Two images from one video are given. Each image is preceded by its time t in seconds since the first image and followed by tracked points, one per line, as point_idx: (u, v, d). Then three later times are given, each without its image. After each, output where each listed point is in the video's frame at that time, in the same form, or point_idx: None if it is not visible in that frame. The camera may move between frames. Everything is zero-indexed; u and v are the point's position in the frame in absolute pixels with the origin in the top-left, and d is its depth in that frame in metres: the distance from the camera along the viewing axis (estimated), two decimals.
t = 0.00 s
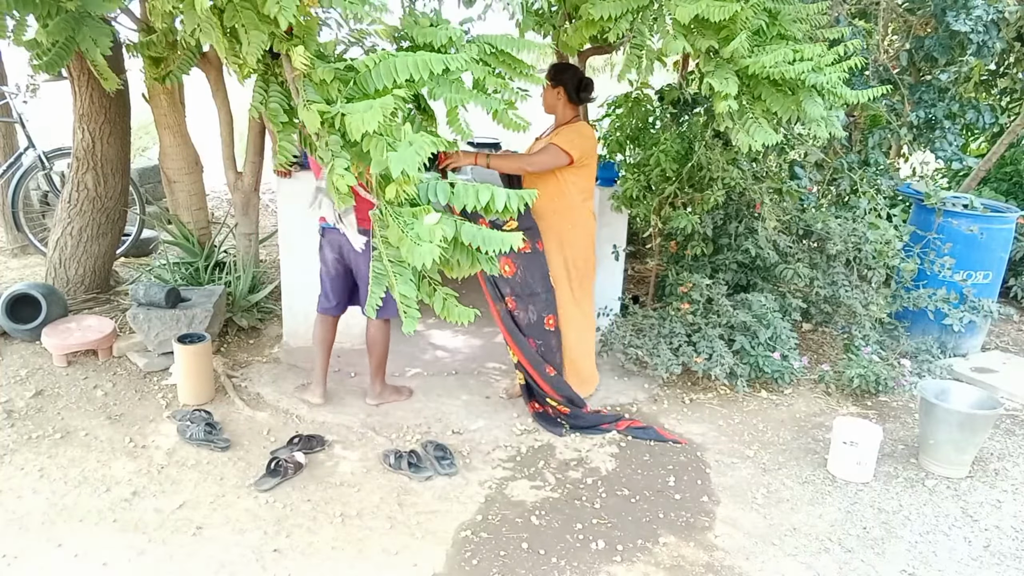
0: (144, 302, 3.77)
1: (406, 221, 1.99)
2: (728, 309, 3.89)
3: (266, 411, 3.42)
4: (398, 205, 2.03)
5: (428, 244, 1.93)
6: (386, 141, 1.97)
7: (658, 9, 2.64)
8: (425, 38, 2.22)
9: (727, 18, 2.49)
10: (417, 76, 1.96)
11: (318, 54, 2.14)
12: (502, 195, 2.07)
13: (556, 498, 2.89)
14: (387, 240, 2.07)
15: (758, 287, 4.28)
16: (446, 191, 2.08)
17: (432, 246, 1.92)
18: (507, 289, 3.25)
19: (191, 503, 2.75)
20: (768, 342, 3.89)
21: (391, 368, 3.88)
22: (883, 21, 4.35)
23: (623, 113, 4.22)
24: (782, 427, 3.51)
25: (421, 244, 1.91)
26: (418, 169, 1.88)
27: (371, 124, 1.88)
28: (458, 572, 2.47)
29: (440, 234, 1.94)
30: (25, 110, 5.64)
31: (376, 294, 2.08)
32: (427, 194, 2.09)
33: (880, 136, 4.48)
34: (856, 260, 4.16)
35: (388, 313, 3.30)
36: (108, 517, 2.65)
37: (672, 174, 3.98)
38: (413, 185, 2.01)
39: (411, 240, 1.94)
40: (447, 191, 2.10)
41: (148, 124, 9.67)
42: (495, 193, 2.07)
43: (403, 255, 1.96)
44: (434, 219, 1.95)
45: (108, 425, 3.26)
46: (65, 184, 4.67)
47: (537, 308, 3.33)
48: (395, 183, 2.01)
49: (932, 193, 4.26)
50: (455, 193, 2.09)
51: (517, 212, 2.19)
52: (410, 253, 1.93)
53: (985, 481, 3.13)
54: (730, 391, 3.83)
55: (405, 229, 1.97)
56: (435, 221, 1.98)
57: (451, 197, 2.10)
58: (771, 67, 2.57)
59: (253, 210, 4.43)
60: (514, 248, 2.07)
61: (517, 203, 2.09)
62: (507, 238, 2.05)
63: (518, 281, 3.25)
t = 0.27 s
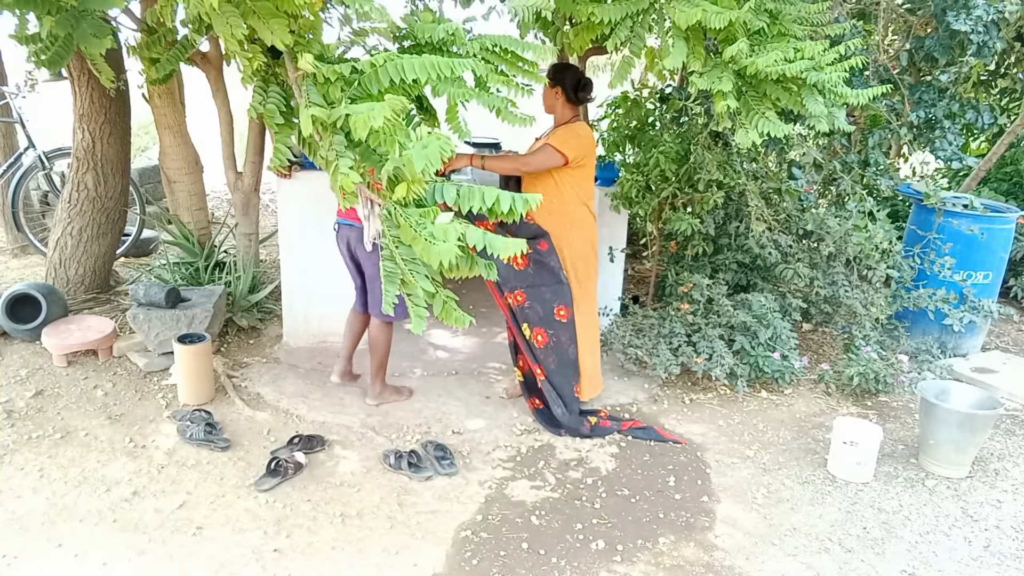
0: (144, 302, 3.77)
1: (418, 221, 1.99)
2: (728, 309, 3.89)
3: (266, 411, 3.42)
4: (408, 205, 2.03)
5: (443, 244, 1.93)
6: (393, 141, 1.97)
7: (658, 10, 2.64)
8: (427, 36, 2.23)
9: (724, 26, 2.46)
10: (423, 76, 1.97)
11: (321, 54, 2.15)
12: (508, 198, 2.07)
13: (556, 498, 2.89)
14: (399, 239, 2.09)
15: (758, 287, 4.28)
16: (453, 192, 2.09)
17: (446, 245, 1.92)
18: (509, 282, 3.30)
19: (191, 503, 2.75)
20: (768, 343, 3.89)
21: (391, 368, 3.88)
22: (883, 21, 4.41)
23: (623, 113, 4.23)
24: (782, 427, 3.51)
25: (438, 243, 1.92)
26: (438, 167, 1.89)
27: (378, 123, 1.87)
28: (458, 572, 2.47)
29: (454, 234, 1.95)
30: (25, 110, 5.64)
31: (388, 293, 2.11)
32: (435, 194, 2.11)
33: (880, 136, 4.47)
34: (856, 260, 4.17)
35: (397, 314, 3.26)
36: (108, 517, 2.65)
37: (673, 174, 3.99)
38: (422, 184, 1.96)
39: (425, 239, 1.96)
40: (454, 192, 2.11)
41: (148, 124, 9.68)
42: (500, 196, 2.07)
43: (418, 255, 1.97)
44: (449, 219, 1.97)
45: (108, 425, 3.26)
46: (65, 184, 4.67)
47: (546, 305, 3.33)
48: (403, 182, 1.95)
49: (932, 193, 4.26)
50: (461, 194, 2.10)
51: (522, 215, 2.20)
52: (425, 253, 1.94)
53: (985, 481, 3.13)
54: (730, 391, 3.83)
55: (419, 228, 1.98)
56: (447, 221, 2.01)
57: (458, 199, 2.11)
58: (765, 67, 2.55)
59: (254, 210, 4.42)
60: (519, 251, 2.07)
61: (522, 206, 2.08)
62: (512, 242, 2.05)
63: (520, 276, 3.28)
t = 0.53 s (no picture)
0: (144, 302, 3.77)
1: (423, 218, 2.01)
2: (728, 309, 3.88)
3: (266, 411, 3.42)
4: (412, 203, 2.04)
5: (448, 241, 1.94)
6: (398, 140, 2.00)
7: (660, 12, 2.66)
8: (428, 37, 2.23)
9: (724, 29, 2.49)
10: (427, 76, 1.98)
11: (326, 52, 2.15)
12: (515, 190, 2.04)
13: (556, 498, 2.89)
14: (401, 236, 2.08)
15: (758, 287, 4.27)
16: (458, 187, 2.05)
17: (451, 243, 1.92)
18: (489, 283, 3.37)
19: (191, 503, 2.75)
20: (768, 343, 3.88)
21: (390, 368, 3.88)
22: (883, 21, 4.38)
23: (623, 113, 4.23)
24: (782, 427, 3.51)
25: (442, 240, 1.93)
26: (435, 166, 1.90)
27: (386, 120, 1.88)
28: (458, 572, 2.47)
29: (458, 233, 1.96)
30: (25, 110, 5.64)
31: (390, 291, 2.10)
32: (440, 188, 2.06)
33: (880, 136, 4.47)
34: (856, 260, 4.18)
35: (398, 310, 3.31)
36: (108, 517, 2.65)
37: (674, 174, 3.99)
38: (427, 183, 2.01)
39: (430, 237, 1.96)
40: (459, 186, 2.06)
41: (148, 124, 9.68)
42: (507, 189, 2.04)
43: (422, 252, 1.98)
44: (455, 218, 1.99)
45: (108, 425, 3.26)
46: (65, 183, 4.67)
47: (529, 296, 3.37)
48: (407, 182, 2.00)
49: (933, 193, 4.25)
50: (466, 188, 2.06)
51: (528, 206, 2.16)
52: (429, 250, 1.95)
53: (985, 481, 3.13)
54: (730, 391, 3.83)
55: (424, 226, 1.99)
56: (452, 217, 2.02)
57: (464, 193, 2.06)
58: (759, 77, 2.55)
59: (254, 210, 4.42)
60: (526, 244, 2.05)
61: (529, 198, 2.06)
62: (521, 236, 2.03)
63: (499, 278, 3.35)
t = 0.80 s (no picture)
0: (144, 302, 3.77)
1: (419, 210, 2.00)
2: (728, 310, 3.89)
3: (266, 411, 3.42)
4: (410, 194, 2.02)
5: (438, 231, 1.92)
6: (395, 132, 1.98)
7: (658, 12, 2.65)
8: (434, 28, 2.25)
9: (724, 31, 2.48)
10: (426, 67, 1.96)
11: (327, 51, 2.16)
12: (514, 184, 2.01)
13: (556, 499, 2.89)
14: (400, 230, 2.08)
15: (758, 288, 4.27)
16: (457, 179, 2.06)
17: (441, 232, 1.91)
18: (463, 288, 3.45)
19: (191, 503, 2.76)
20: (769, 343, 3.88)
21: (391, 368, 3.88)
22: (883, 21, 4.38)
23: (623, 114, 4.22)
24: (782, 427, 3.51)
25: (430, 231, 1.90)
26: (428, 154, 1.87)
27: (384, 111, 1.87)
28: (458, 572, 2.47)
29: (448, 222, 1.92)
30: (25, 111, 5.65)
31: (390, 285, 2.08)
32: (438, 182, 2.07)
33: (880, 136, 4.49)
34: (856, 260, 4.18)
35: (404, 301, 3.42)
36: (108, 517, 2.65)
37: (673, 174, 4.01)
38: (423, 174, 2.02)
39: (422, 228, 1.95)
40: (459, 180, 2.08)
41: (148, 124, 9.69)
42: (506, 181, 2.02)
43: (414, 244, 1.97)
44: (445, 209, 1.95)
45: (108, 425, 3.26)
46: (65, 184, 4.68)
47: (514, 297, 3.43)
48: (405, 174, 2.01)
49: (933, 193, 4.26)
50: (466, 182, 2.08)
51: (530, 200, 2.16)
52: (420, 242, 1.94)
53: (985, 481, 3.13)
54: (730, 392, 3.83)
55: (417, 218, 1.98)
56: (445, 208, 1.98)
57: (463, 186, 2.08)
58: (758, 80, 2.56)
59: (254, 210, 4.42)
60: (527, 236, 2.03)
61: (530, 190, 2.04)
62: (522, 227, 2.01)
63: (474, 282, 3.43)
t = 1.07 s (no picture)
0: (144, 302, 3.77)
1: (418, 209, 2.01)
2: (728, 309, 3.89)
3: (266, 411, 3.42)
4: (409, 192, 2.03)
5: (438, 231, 1.94)
6: (392, 130, 1.95)
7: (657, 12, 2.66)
8: (430, 29, 2.24)
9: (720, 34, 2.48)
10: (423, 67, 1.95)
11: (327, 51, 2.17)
12: (513, 181, 2.07)
13: (556, 499, 2.89)
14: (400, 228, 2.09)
15: (758, 288, 4.27)
16: (457, 179, 2.12)
17: (441, 231, 1.94)
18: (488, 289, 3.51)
19: (191, 503, 2.75)
20: (769, 343, 3.88)
21: (391, 368, 3.88)
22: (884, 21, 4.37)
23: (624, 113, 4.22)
24: (782, 427, 3.51)
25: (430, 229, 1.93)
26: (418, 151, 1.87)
27: (384, 110, 1.86)
28: (458, 572, 2.47)
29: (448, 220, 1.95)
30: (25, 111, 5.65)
31: (391, 283, 2.11)
32: (437, 181, 2.13)
33: (880, 136, 4.48)
34: (857, 260, 4.19)
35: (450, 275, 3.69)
36: (108, 516, 2.65)
37: (674, 174, 4.04)
38: (422, 173, 1.99)
39: (422, 226, 1.97)
40: (458, 179, 2.14)
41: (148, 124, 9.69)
42: (506, 179, 2.07)
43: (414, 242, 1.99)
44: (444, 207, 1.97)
45: (108, 425, 3.26)
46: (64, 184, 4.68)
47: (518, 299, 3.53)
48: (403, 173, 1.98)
49: (933, 193, 4.26)
50: (466, 180, 2.14)
51: (529, 199, 2.19)
52: (420, 239, 1.96)
53: (985, 481, 3.13)
54: (730, 392, 3.83)
55: (417, 217, 2.00)
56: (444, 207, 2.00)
57: (462, 185, 2.14)
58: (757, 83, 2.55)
59: (254, 210, 4.42)
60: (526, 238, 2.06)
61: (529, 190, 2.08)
62: (520, 232, 2.04)
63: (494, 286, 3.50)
